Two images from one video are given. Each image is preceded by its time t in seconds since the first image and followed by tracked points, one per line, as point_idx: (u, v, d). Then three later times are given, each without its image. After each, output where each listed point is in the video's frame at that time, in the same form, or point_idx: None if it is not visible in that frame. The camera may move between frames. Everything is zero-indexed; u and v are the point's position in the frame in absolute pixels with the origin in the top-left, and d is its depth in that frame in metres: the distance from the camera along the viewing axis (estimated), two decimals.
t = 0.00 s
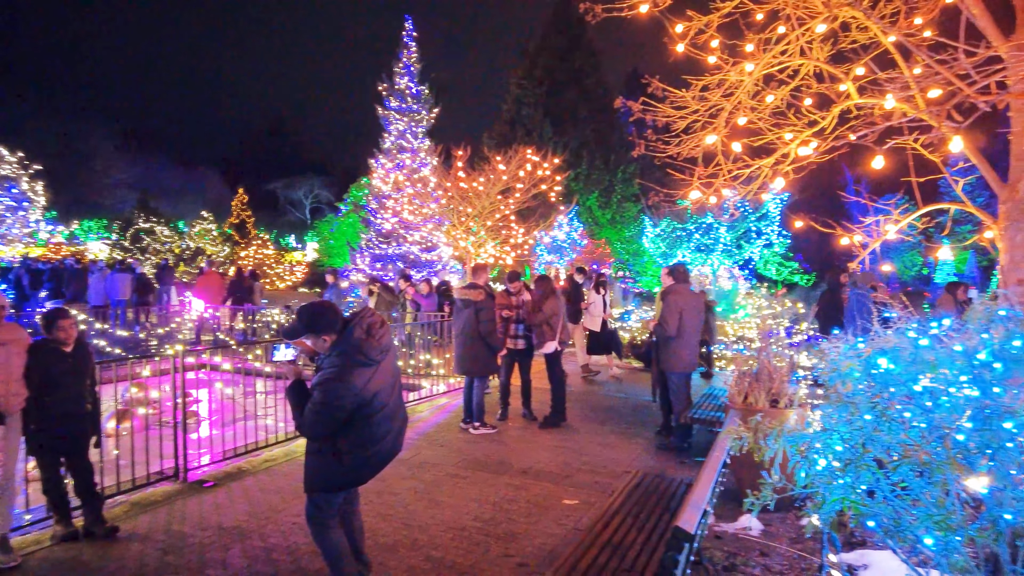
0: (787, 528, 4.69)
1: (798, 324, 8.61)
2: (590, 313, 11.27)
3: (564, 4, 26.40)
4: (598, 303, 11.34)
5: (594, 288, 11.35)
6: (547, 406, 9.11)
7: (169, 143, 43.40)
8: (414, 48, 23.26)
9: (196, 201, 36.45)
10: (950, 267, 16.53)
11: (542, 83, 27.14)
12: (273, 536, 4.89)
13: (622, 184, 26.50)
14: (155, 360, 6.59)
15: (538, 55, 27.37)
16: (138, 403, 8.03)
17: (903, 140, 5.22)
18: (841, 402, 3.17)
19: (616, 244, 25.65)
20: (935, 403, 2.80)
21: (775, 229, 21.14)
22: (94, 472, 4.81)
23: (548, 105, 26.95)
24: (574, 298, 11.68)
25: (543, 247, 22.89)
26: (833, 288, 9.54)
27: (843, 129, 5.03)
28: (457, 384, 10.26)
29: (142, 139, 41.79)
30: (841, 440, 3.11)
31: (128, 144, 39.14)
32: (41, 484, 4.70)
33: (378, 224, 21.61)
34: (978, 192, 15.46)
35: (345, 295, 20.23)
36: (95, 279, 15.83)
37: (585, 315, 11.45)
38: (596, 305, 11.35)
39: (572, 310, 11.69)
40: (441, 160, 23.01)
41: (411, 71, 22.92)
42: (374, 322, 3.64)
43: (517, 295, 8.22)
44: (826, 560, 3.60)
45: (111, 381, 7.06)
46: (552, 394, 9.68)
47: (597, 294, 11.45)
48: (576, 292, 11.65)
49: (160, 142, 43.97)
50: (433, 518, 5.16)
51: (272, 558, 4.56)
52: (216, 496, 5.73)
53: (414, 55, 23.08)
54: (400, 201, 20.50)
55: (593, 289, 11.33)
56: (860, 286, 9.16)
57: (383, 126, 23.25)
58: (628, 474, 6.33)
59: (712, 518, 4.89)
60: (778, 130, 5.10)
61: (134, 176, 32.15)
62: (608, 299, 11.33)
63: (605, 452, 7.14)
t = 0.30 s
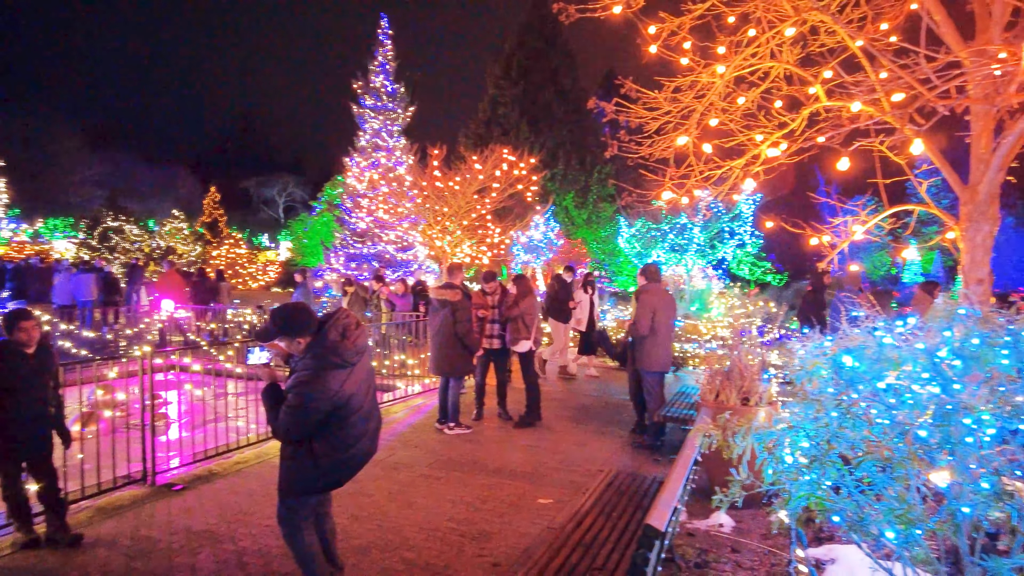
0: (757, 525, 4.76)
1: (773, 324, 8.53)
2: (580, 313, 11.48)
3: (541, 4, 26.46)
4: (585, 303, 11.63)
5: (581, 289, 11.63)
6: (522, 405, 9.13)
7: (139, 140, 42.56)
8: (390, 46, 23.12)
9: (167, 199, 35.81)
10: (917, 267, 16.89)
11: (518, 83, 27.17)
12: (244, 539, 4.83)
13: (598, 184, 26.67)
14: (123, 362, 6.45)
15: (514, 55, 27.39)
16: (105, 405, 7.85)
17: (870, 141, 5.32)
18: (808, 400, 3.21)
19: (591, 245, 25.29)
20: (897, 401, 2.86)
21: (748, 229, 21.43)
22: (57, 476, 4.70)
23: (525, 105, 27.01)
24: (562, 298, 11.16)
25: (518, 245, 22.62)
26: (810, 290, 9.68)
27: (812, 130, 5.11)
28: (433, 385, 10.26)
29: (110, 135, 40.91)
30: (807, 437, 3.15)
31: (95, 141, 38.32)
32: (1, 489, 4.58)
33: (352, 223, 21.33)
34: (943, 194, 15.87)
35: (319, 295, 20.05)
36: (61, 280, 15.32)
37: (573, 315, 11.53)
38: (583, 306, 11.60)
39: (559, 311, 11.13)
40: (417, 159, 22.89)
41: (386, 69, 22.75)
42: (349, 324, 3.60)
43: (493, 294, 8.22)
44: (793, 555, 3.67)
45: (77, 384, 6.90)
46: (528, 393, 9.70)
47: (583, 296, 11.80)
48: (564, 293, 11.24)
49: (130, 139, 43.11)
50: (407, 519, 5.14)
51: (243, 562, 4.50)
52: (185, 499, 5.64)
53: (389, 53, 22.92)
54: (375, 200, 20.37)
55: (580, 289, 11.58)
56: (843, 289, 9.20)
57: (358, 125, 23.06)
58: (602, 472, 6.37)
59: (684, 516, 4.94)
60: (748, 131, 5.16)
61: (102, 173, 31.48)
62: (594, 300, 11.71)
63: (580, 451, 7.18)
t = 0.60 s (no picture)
0: (728, 521, 4.83)
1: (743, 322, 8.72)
2: (565, 313, 11.11)
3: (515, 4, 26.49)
4: (570, 305, 11.38)
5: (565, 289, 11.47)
6: (497, 405, 9.13)
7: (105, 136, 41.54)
8: (364, 44, 22.94)
9: (134, 197, 35.09)
10: (884, 267, 17.30)
11: (493, 83, 27.18)
12: (213, 544, 4.75)
13: (573, 184, 26.81)
14: (87, 364, 6.30)
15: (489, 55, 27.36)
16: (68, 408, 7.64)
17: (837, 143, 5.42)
18: (775, 398, 3.25)
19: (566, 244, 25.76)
20: (861, 398, 2.92)
21: (720, 230, 21.72)
22: (16, 482, 4.56)
23: (499, 105, 27.02)
24: (548, 296, 11.03)
25: (495, 246, 22.57)
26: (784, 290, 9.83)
27: (781, 132, 5.19)
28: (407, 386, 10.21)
29: (75, 131, 39.93)
30: (773, 435, 3.19)
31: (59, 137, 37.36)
32: None
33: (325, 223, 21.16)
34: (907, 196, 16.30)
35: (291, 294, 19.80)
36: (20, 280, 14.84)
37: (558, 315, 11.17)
38: (568, 306, 11.31)
39: (546, 309, 10.98)
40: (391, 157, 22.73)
41: (360, 67, 22.55)
42: (321, 326, 3.56)
43: (467, 294, 8.20)
44: (762, 552, 3.72)
45: (40, 387, 6.72)
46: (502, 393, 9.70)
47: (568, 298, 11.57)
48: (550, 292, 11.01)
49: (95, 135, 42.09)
50: (380, 521, 5.10)
51: (211, 567, 4.42)
52: (152, 504, 5.52)
53: (363, 51, 22.75)
54: (349, 198, 20.05)
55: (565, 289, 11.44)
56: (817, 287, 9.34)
57: (331, 123, 22.80)
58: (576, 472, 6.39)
59: (656, 514, 4.98)
60: (719, 133, 5.23)
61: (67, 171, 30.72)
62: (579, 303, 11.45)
63: (554, 450, 7.20)
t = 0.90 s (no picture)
0: (700, 519, 4.87)
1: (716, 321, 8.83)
2: (553, 315, 11.14)
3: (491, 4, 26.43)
4: (557, 307, 11.41)
5: (552, 290, 11.49)
6: (472, 405, 9.11)
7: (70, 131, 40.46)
8: (338, 42, 22.71)
9: (101, 195, 34.32)
10: (855, 267, 17.63)
11: (469, 83, 27.11)
12: (180, 549, 4.66)
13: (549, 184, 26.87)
14: (50, 366, 6.11)
15: (464, 54, 27.27)
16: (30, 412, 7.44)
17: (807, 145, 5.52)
18: (743, 397, 3.28)
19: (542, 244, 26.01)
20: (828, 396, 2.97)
21: (693, 230, 21.96)
22: None
23: (475, 104, 26.96)
24: (537, 297, 11.13)
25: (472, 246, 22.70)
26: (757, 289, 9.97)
27: (751, 133, 5.27)
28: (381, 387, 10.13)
29: (39, 128, 38.90)
30: (742, 433, 3.23)
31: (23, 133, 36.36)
32: None
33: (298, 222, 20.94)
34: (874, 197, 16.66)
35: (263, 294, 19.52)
36: None
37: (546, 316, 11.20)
38: (555, 308, 11.33)
39: (536, 311, 11.10)
40: (365, 156, 22.54)
41: (334, 65, 22.31)
42: (292, 326, 3.50)
43: (442, 295, 8.16)
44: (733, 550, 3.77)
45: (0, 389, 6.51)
46: (476, 394, 9.68)
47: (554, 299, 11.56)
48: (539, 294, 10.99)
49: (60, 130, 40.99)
50: (353, 523, 5.06)
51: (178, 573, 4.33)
52: (118, 509, 5.39)
53: (337, 49, 22.52)
54: (323, 198, 19.84)
55: (552, 290, 11.46)
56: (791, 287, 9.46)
57: (305, 121, 22.52)
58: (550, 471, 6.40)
59: (630, 512, 5.01)
60: (691, 134, 5.30)
61: (30, 168, 29.92)
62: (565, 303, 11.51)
63: (528, 450, 7.21)
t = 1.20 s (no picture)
0: (674, 517, 4.91)
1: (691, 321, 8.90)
2: (540, 314, 11.29)
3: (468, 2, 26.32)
4: (543, 306, 11.63)
5: (538, 290, 11.63)
6: (448, 406, 9.06)
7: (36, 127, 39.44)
8: (313, 39, 22.45)
9: (69, 193, 33.52)
10: (827, 268, 17.96)
11: (446, 81, 26.97)
12: (148, 555, 4.57)
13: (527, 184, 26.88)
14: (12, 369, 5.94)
15: (441, 52, 27.12)
16: None
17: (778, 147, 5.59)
18: (714, 396, 3.30)
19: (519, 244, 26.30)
20: (798, 394, 3.01)
21: (669, 231, 22.18)
22: None
23: (452, 103, 26.83)
24: (525, 297, 10.95)
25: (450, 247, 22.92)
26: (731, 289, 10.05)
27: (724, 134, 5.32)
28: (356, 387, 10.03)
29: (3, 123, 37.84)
30: (713, 432, 3.25)
31: None
32: None
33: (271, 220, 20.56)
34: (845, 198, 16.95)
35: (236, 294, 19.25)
36: None
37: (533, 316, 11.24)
38: (541, 308, 11.47)
39: (524, 311, 10.96)
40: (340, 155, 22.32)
41: (309, 62, 22.05)
42: (263, 327, 3.45)
43: (417, 295, 8.11)
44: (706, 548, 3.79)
45: None
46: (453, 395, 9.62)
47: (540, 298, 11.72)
48: (529, 295, 11.01)
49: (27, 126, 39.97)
50: (328, 526, 5.00)
51: None
52: (83, 514, 5.27)
53: (312, 46, 22.26)
54: (298, 197, 19.63)
55: (539, 290, 11.58)
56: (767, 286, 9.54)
57: (279, 119, 22.23)
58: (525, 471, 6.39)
59: (604, 511, 5.03)
60: (665, 135, 5.34)
61: None
62: (550, 303, 11.81)
63: (504, 450, 7.19)
